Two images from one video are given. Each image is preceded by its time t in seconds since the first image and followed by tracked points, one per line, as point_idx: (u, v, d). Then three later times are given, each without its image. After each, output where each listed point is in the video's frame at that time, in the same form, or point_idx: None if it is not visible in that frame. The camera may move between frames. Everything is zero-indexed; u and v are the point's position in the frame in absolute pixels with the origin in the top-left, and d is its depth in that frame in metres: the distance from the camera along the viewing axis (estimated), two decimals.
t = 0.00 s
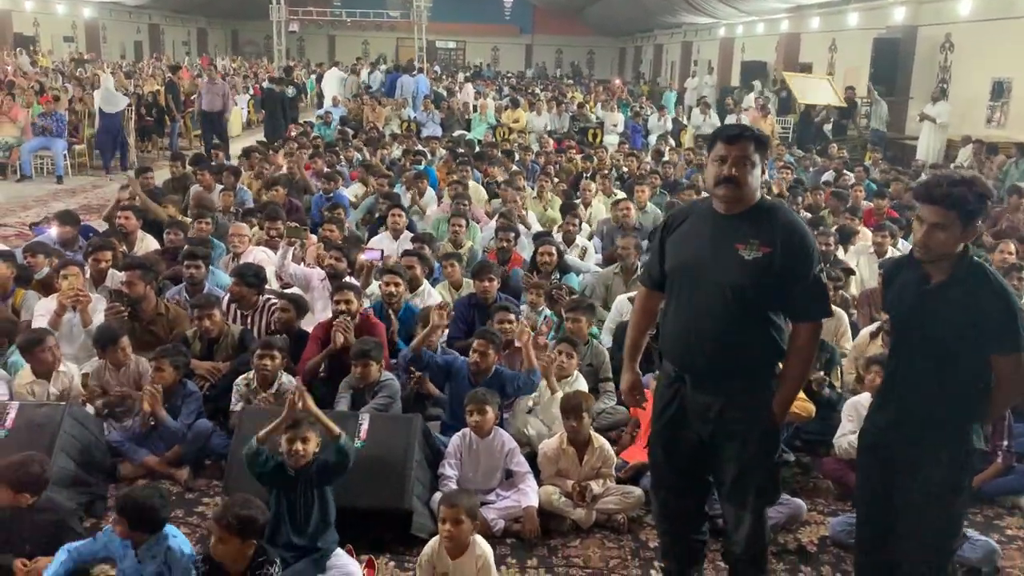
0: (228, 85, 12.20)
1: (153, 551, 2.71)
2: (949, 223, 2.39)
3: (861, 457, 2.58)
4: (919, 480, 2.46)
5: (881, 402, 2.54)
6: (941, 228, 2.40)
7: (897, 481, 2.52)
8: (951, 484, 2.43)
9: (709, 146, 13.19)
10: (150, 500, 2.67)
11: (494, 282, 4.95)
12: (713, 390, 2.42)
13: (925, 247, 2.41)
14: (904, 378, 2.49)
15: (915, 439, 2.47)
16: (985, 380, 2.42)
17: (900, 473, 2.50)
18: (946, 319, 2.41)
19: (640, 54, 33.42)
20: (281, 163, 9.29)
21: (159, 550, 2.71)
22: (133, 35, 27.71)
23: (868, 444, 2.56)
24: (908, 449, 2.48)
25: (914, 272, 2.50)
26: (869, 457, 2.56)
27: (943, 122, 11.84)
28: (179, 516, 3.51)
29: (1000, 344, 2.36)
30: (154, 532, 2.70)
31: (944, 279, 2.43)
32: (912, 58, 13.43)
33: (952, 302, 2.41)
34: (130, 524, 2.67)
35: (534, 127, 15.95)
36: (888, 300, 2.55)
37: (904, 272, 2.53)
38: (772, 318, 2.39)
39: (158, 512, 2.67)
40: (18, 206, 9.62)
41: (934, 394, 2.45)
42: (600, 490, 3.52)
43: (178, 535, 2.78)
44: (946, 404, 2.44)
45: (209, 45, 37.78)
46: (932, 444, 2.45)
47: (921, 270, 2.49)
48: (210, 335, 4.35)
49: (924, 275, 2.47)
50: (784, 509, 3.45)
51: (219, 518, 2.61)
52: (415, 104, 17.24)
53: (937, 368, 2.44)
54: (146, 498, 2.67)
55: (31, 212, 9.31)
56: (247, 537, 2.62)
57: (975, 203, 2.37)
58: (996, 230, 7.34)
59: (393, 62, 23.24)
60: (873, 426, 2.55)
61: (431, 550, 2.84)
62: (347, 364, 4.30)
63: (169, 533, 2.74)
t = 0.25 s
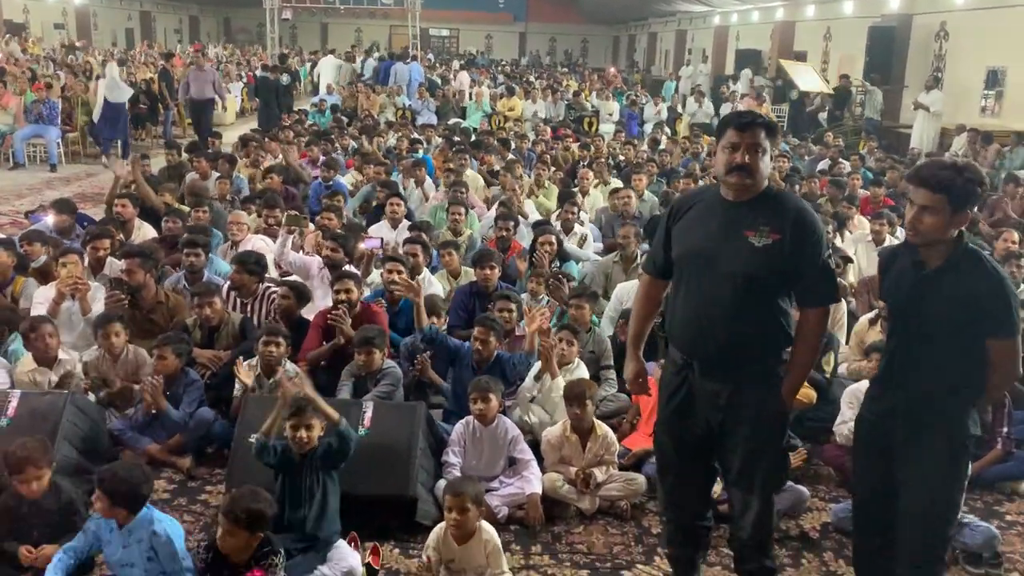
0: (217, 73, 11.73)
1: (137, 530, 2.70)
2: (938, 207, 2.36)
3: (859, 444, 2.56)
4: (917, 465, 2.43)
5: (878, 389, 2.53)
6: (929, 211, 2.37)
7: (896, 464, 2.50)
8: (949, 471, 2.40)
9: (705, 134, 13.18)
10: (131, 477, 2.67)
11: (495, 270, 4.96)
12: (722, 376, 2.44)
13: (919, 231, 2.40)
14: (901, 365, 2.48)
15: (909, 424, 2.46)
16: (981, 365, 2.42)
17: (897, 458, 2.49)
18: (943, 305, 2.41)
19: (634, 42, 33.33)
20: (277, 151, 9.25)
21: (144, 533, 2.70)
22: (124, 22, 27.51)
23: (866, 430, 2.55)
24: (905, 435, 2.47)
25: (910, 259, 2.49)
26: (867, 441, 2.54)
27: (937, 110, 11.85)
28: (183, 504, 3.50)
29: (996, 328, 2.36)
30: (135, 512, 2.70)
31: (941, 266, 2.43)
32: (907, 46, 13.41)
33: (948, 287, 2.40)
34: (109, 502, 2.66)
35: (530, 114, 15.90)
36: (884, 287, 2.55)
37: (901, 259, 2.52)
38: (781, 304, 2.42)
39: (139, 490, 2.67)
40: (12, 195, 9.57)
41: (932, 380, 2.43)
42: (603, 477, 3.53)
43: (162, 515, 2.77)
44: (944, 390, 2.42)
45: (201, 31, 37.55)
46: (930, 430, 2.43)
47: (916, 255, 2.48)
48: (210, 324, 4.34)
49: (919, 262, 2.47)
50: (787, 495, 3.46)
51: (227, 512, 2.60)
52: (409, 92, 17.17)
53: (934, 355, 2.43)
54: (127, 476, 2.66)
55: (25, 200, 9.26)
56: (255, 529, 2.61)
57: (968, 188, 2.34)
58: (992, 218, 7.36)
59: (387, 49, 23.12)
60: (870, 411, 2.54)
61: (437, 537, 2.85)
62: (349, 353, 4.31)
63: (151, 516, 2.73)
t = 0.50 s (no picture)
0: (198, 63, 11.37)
1: (114, 518, 2.72)
2: (924, 193, 2.35)
3: (850, 433, 2.55)
4: (909, 454, 2.41)
5: (867, 379, 2.51)
6: (916, 197, 2.36)
7: (888, 453, 2.49)
8: (941, 461, 2.38)
9: (693, 124, 13.20)
10: (103, 467, 2.66)
11: (489, 260, 4.96)
12: (722, 364, 2.49)
13: (905, 218, 2.38)
14: (890, 355, 2.46)
15: (899, 413, 2.44)
16: (970, 352, 2.40)
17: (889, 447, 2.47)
18: (931, 293, 2.39)
19: (621, 31, 33.26)
20: (265, 140, 9.20)
21: (121, 521, 2.73)
22: (107, 10, 27.21)
23: (857, 420, 2.54)
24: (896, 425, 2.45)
25: (897, 246, 2.47)
26: (859, 431, 2.53)
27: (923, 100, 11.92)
28: (178, 494, 3.50)
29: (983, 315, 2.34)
30: (109, 502, 2.71)
31: (927, 252, 2.41)
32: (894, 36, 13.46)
33: (936, 275, 2.38)
34: (81, 492, 2.66)
35: (518, 104, 15.88)
36: (872, 276, 2.53)
37: (887, 248, 2.51)
38: (779, 292, 2.47)
39: (111, 479, 2.67)
40: None
41: (920, 368, 2.41)
42: (599, 466, 3.55)
43: (135, 502, 2.79)
44: (933, 378, 2.40)
45: (185, 19, 37.21)
46: (921, 419, 2.41)
47: (903, 243, 2.46)
48: (203, 314, 4.32)
49: (906, 250, 2.44)
50: (781, 482, 3.49)
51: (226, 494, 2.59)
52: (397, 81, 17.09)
53: (923, 344, 2.41)
54: (99, 465, 2.66)
55: (10, 190, 9.17)
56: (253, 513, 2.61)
57: (953, 174, 2.32)
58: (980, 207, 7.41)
59: (373, 37, 22.99)
60: (860, 401, 2.52)
61: (437, 525, 2.86)
62: (343, 343, 4.31)
63: (126, 503, 2.75)
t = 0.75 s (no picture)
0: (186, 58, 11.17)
1: (144, 519, 2.73)
2: (919, 188, 2.37)
3: (847, 428, 2.57)
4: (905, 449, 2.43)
5: (862, 375, 2.53)
6: (909, 192, 2.38)
7: (885, 448, 2.51)
8: (936, 454, 2.40)
9: (686, 121, 13.24)
10: (137, 464, 2.67)
11: (485, 257, 4.98)
12: (721, 361, 2.52)
13: (898, 214, 2.41)
14: (884, 350, 2.48)
15: (896, 409, 2.46)
16: (963, 348, 2.41)
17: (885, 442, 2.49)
18: (923, 289, 2.41)
19: (614, 28, 33.31)
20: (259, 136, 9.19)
21: (151, 523, 2.73)
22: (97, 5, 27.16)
23: (853, 416, 2.56)
24: (892, 420, 2.47)
25: (890, 243, 2.49)
26: (855, 427, 2.55)
27: (914, 98, 11.96)
28: (176, 490, 3.50)
29: (975, 310, 2.36)
30: (141, 501, 2.71)
31: (920, 248, 2.43)
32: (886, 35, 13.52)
33: (930, 273, 2.40)
34: (114, 489, 2.67)
35: (511, 100, 15.88)
36: (866, 272, 2.55)
37: (880, 245, 2.53)
38: (777, 288, 2.50)
39: (145, 477, 2.67)
40: None
41: (913, 364, 2.43)
42: (596, 461, 3.56)
43: (167, 505, 2.79)
44: (927, 374, 2.42)
45: (177, 13, 37.06)
46: (916, 413, 2.43)
47: (896, 240, 2.48)
48: (199, 309, 4.32)
49: (899, 246, 2.46)
50: (778, 478, 3.52)
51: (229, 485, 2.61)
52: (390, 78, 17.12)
53: (917, 339, 2.43)
54: (133, 464, 2.67)
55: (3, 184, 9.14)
56: (255, 507, 2.61)
57: (945, 169, 2.34)
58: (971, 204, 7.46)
59: (365, 33, 22.95)
60: (856, 396, 2.54)
61: (435, 519, 2.87)
62: (340, 339, 4.31)
63: (158, 505, 2.75)
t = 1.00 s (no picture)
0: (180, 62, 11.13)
1: (180, 529, 2.77)
2: (926, 193, 2.40)
3: (851, 430, 2.60)
4: (909, 452, 2.46)
5: (867, 378, 2.56)
6: (916, 197, 2.41)
7: (888, 451, 2.54)
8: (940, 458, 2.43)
9: (688, 124, 13.28)
10: (182, 475, 2.72)
11: (489, 259, 5.01)
12: (727, 363, 2.55)
13: (903, 219, 2.44)
14: (889, 353, 2.51)
15: (897, 410, 2.48)
16: (968, 352, 2.44)
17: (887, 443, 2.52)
18: (928, 294, 2.43)
19: (615, 30, 33.35)
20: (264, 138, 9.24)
21: (186, 534, 2.76)
22: (100, 7, 27.23)
23: (857, 417, 2.59)
24: (897, 423, 2.50)
25: (896, 247, 2.52)
26: (858, 428, 2.58)
27: (916, 101, 11.99)
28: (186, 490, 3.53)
29: (979, 315, 2.39)
30: (181, 511, 2.75)
31: (925, 252, 2.45)
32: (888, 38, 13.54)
33: (935, 278, 2.42)
34: (155, 494, 2.71)
35: (513, 103, 15.91)
36: (870, 276, 2.57)
37: (885, 249, 2.56)
38: (782, 291, 2.53)
39: (190, 488, 2.72)
40: None
41: (918, 367, 2.46)
42: (602, 463, 3.59)
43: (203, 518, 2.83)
44: (931, 378, 2.45)
45: (178, 16, 37.13)
46: (920, 416, 2.46)
47: (902, 244, 2.51)
48: (207, 311, 4.35)
49: (905, 250, 2.49)
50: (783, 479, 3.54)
51: (245, 485, 2.66)
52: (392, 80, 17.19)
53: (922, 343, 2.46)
54: (182, 476, 2.71)
55: (8, 186, 9.19)
56: (271, 504, 2.65)
57: (951, 174, 2.37)
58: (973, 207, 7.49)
59: (367, 35, 23.00)
60: (860, 397, 2.57)
61: (443, 521, 2.90)
62: (345, 340, 4.34)
63: (192, 518, 2.78)
